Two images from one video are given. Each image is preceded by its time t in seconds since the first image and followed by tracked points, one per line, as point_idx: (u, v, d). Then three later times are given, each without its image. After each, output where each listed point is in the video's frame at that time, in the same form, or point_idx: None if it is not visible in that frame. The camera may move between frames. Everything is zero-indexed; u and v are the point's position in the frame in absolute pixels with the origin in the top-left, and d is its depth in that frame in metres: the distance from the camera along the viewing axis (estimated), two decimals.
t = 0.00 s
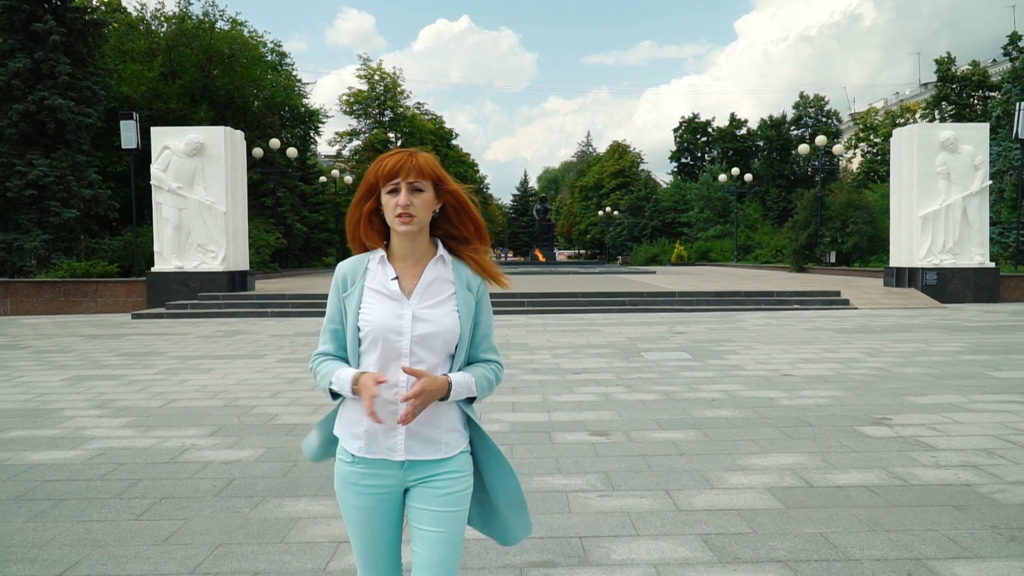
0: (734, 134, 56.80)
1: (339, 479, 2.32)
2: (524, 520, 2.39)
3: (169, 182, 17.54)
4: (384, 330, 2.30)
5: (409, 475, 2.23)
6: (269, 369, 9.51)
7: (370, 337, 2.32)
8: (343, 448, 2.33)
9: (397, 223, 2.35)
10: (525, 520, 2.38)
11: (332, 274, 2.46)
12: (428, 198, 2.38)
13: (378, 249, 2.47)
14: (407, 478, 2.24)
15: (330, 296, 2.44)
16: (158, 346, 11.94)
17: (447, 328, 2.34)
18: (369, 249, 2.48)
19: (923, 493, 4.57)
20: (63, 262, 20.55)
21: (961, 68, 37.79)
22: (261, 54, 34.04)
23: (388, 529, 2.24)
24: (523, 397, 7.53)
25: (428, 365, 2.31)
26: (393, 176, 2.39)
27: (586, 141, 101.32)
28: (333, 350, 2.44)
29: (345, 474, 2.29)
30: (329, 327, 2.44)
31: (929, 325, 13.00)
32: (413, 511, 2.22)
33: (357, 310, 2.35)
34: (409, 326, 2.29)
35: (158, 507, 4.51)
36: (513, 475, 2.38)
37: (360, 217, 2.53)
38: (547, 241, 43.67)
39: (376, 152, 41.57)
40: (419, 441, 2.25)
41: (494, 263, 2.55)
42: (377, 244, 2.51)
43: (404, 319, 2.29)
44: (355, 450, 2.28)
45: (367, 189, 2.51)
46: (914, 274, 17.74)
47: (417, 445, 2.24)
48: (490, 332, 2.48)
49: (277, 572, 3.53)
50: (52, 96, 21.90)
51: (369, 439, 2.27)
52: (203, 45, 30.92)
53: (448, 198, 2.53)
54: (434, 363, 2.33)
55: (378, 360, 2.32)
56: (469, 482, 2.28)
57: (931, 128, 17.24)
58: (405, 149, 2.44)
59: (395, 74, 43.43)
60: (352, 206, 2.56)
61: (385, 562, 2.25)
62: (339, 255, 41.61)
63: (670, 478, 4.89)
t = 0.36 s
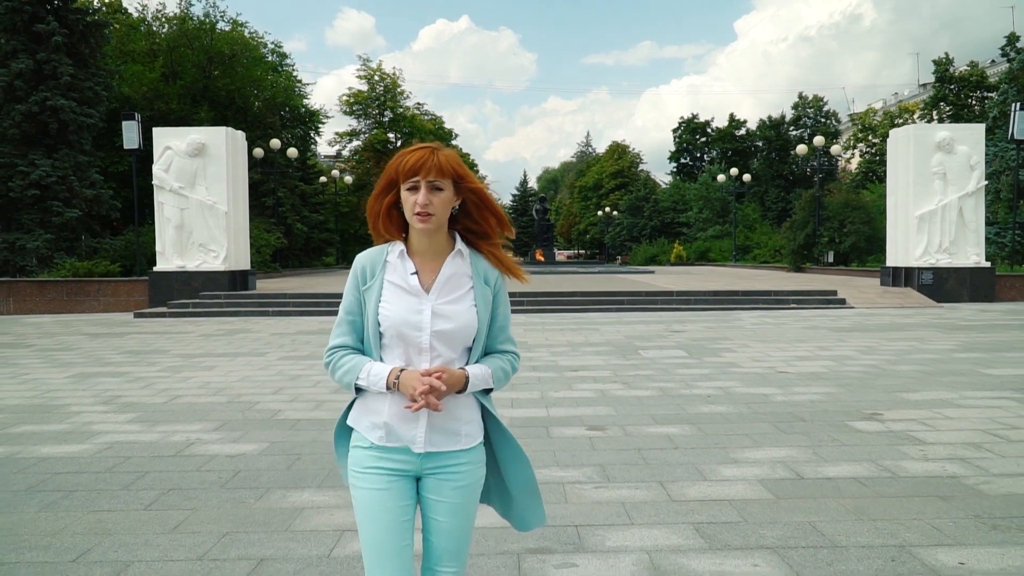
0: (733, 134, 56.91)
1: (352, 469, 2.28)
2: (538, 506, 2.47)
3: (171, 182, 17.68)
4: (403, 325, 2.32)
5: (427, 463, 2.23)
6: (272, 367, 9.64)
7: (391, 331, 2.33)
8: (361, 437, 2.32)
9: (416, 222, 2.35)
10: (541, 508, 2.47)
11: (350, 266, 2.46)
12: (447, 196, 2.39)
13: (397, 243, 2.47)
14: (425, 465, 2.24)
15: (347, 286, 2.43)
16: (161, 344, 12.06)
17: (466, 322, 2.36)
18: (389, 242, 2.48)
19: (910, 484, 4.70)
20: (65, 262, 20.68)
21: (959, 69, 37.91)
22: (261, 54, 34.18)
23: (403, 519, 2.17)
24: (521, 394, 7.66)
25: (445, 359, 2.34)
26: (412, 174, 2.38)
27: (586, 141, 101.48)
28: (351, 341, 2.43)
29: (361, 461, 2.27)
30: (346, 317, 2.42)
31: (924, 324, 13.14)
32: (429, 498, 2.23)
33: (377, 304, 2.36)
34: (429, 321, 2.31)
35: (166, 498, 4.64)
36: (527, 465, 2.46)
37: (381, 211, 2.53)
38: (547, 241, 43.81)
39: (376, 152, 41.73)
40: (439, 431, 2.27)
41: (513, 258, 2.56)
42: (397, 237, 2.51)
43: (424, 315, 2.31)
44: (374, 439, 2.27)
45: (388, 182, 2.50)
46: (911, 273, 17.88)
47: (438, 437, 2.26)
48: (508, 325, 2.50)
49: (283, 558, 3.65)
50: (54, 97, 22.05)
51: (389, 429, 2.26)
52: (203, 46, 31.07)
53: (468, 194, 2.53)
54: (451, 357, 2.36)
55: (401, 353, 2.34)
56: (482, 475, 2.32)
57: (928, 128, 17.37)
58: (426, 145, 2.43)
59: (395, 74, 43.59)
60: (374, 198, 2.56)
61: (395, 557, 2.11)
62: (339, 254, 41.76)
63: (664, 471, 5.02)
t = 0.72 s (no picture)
0: (732, 134, 57.00)
1: (360, 469, 2.27)
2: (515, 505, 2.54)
3: (172, 182, 17.78)
4: (417, 327, 2.34)
5: (437, 462, 2.28)
6: (273, 365, 9.74)
7: (403, 333, 2.34)
8: (369, 438, 2.30)
9: (426, 231, 2.39)
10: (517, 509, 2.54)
11: (355, 268, 2.43)
12: (455, 204, 2.43)
13: (402, 249, 2.47)
14: (435, 464, 2.28)
15: (353, 289, 2.40)
16: (163, 343, 12.17)
17: (474, 324, 2.41)
18: (394, 248, 2.47)
19: (899, 480, 4.81)
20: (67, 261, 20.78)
21: (957, 69, 38.00)
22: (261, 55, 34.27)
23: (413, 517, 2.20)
24: (519, 392, 7.76)
25: (455, 360, 2.39)
26: (420, 184, 2.41)
27: (586, 141, 101.62)
28: (355, 343, 2.40)
29: (371, 461, 2.26)
30: (350, 321, 2.39)
31: (919, 323, 13.25)
32: (438, 495, 2.29)
33: (388, 305, 2.35)
34: (442, 324, 2.35)
35: (172, 492, 4.75)
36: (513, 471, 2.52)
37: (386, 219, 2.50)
38: (546, 241, 43.93)
39: (375, 153, 41.84)
40: (450, 430, 2.32)
41: (511, 260, 2.64)
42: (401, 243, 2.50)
43: (437, 317, 2.34)
44: (385, 440, 2.27)
45: (392, 192, 2.50)
46: (908, 273, 17.99)
47: (449, 436, 2.31)
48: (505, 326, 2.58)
49: (286, 550, 3.76)
50: (56, 98, 22.16)
51: (402, 430, 2.27)
52: (203, 47, 31.19)
53: (470, 201, 2.58)
54: (459, 358, 2.40)
55: (412, 355, 2.36)
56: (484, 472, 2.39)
57: (924, 129, 17.48)
58: (431, 153, 2.45)
59: (394, 75, 43.71)
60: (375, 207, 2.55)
61: (410, 552, 2.12)
62: (339, 254, 41.87)
63: (658, 467, 5.13)
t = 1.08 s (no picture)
0: (732, 134, 57.07)
1: (355, 472, 2.23)
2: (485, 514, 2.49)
3: (172, 183, 17.87)
4: (416, 324, 2.31)
5: (434, 464, 2.26)
6: (273, 365, 9.83)
7: (400, 332, 2.31)
8: (366, 441, 2.26)
9: (421, 225, 2.36)
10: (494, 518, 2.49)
11: (345, 268, 2.37)
12: (446, 197, 2.43)
13: (394, 246, 2.42)
14: (431, 465, 2.26)
15: (344, 289, 2.34)
16: (164, 343, 12.26)
17: (468, 319, 2.41)
18: (385, 246, 2.42)
19: (889, 475, 4.90)
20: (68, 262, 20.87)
21: (956, 69, 38.06)
22: (261, 55, 34.36)
23: (408, 521, 2.19)
24: (516, 391, 7.85)
25: (451, 357, 2.38)
26: (411, 179, 2.40)
27: (586, 141, 101.79)
28: (348, 343, 2.34)
29: (367, 466, 2.22)
30: (343, 321, 2.33)
31: (915, 322, 13.34)
32: (434, 499, 2.27)
33: (385, 303, 2.31)
34: (440, 320, 2.33)
35: (174, 488, 4.84)
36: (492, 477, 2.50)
37: (375, 220, 2.46)
38: (545, 241, 44.04)
39: (375, 153, 41.97)
40: (448, 428, 2.31)
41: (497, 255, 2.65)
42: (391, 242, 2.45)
43: (435, 314, 2.33)
44: (382, 443, 2.23)
45: (378, 190, 2.47)
46: (905, 273, 18.07)
47: (448, 435, 2.30)
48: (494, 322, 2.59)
49: (286, 543, 3.85)
50: (57, 99, 22.25)
51: (401, 432, 2.24)
52: (204, 48, 31.30)
53: (456, 197, 2.58)
54: (455, 355, 2.39)
55: (409, 353, 2.33)
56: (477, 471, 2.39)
57: (921, 129, 17.57)
58: (417, 148, 2.45)
59: (394, 75, 43.86)
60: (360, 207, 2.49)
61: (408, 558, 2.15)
62: (339, 255, 41.98)
63: (652, 463, 5.22)
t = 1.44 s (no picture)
0: (731, 134, 57.13)
1: (338, 472, 2.24)
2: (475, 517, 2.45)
3: (173, 183, 17.96)
4: (395, 325, 2.31)
5: (417, 466, 2.25)
6: (273, 363, 9.94)
7: (379, 333, 2.32)
8: (347, 442, 2.26)
9: (406, 222, 2.36)
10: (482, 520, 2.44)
11: (327, 269, 2.40)
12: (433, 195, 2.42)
13: (376, 245, 2.43)
14: (414, 468, 2.25)
15: (326, 291, 2.37)
16: (165, 342, 12.36)
17: (451, 319, 2.39)
18: (368, 245, 2.43)
19: (876, 470, 5.00)
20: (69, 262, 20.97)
21: (954, 69, 38.10)
22: (262, 56, 34.47)
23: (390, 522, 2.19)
24: (513, 389, 7.95)
25: (433, 359, 2.36)
26: (397, 176, 2.40)
27: (586, 141, 101.98)
28: (330, 346, 2.37)
29: (349, 466, 2.23)
30: (326, 323, 2.36)
31: (910, 321, 13.43)
32: (418, 501, 2.25)
33: (364, 303, 2.33)
34: (419, 320, 2.33)
35: (175, 484, 4.94)
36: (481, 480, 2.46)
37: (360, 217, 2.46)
38: (545, 241, 44.17)
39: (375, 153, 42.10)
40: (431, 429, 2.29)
41: (484, 254, 2.64)
42: (374, 240, 2.46)
43: (415, 314, 2.32)
44: (363, 444, 2.24)
45: (364, 185, 2.46)
46: (901, 272, 18.17)
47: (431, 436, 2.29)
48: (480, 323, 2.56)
49: (284, 535, 3.95)
50: (58, 100, 22.35)
51: (382, 433, 2.24)
52: (204, 48, 31.41)
53: (442, 195, 2.58)
54: (437, 355, 2.38)
55: (389, 354, 2.33)
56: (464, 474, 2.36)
57: (918, 130, 17.65)
58: (403, 146, 2.46)
59: (394, 75, 44.01)
60: (343, 202, 2.50)
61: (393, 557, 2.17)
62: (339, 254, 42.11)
63: (644, 458, 5.32)
